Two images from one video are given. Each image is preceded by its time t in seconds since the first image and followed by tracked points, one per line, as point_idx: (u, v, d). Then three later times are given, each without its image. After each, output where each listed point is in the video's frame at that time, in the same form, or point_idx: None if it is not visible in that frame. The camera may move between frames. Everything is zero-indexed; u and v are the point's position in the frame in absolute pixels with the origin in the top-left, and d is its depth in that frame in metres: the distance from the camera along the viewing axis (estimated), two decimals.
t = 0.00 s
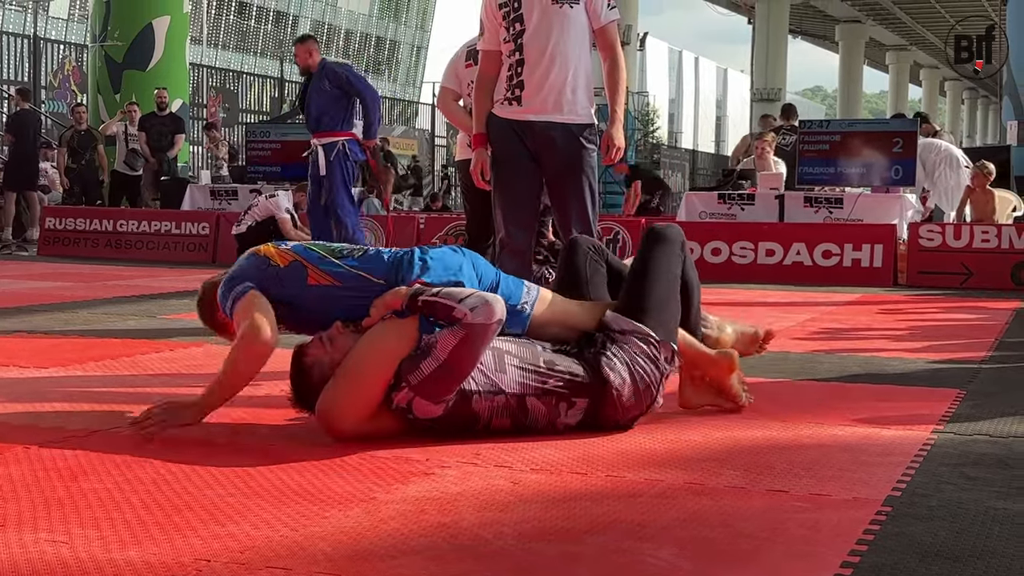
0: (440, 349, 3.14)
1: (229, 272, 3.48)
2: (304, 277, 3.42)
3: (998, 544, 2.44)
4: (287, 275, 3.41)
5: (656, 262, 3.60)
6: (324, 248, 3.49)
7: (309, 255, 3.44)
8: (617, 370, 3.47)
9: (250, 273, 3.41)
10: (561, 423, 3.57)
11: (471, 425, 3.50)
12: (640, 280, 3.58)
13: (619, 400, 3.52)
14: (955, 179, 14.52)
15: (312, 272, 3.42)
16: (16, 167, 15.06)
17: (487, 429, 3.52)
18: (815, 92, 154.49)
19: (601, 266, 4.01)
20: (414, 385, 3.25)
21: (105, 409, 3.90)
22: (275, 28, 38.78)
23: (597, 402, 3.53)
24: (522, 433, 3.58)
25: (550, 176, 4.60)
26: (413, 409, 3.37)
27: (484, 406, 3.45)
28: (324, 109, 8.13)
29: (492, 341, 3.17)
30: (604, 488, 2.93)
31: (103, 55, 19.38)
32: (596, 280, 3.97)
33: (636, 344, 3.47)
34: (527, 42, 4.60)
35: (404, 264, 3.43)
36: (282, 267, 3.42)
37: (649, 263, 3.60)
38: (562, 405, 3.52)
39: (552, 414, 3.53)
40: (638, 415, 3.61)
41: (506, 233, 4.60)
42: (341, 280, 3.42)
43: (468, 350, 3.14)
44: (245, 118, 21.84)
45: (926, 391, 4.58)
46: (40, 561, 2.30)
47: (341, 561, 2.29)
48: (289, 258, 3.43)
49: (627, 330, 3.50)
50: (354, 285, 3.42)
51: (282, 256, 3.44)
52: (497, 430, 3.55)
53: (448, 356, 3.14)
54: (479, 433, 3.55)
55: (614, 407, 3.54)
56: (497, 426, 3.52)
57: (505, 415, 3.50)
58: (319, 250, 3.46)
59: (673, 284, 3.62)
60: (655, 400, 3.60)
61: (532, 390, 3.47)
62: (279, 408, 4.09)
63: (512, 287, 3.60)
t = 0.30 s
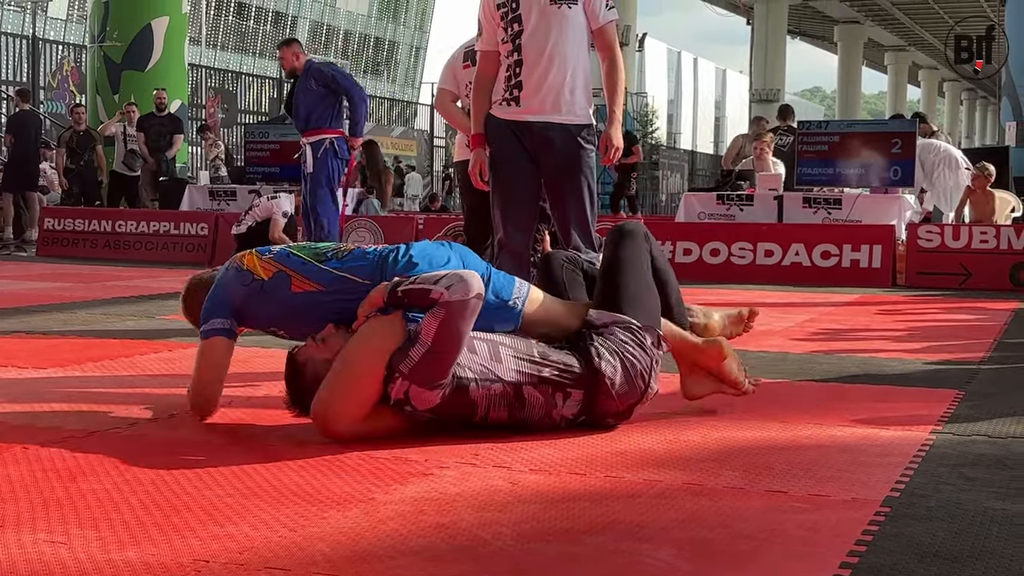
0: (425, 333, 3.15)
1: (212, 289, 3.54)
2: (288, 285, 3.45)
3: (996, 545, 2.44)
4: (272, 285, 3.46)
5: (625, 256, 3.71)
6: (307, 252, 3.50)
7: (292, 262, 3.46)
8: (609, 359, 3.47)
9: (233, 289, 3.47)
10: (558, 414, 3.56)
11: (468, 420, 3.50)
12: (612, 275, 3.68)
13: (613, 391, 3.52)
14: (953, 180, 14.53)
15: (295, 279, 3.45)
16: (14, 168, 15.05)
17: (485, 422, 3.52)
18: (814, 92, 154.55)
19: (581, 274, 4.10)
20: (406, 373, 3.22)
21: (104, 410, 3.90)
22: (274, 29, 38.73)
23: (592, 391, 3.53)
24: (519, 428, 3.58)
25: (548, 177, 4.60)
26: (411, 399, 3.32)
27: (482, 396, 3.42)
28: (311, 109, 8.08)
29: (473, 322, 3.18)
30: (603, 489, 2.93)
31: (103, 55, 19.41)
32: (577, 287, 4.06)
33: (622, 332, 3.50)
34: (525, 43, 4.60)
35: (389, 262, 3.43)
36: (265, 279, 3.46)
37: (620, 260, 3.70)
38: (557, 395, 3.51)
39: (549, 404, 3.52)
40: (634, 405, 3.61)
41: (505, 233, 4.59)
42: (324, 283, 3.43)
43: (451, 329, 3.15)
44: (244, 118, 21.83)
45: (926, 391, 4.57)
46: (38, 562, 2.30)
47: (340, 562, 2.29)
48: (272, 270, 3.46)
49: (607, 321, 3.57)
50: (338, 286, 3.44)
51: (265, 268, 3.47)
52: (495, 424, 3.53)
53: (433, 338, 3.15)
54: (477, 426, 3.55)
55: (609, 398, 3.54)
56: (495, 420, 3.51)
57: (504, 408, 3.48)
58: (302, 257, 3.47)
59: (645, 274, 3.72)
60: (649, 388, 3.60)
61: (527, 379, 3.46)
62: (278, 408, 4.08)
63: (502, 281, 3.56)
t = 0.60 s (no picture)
0: (418, 323, 3.17)
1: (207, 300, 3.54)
2: (286, 291, 3.46)
3: (996, 545, 2.44)
4: (268, 292, 3.46)
5: (619, 256, 3.64)
6: (303, 261, 3.53)
7: (288, 271, 3.48)
8: (607, 359, 3.47)
9: (229, 297, 3.47)
10: (555, 413, 3.55)
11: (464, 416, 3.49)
12: (606, 276, 3.61)
13: (610, 391, 3.52)
14: (952, 180, 14.55)
15: (293, 285, 3.45)
16: (13, 168, 15.05)
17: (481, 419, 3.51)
18: (814, 92, 154.58)
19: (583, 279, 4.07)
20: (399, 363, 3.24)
21: (103, 411, 3.91)
22: (273, 29, 38.72)
23: (591, 392, 3.52)
24: (516, 427, 3.57)
25: (547, 177, 4.60)
26: (405, 389, 3.33)
27: (478, 389, 3.41)
28: (298, 106, 8.09)
29: (465, 310, 3.19)
30: (602, 489, 2.93)
31: (102, 56, 19.42)
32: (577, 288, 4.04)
33: (619, 332, 3.50)
34: (523, 44, 4.60)
35: (384, 261, 3.49)
36: (262, 287, 3.47)
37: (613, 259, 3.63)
38: (554, 393, 3.50)
39: (546, 403, 3.52)
40: (631, 406, 3.61)
41: (503, 233, 4.59)
42: (322, 286, 3.45)
43: (442, 317, 3.16)
44: (243, 119, 21.85)
45: (925, 392, 4.58)
46: (38, 562, 2.30)
47: (339, 563, 2.30)
48: (268, 278, 3.48)
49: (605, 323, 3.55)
50: (334, 286, 3.46)
51: (261, 277, 3.49)
52: (491, 421, 3.53)
53: (425, 327, 3.17)
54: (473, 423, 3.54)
55: (607, 397, 3.53)
56: (491, 417, 3.50)
57: (500, 405, 3.47)
58: (297, 265, 3.50)
59: (640, 273, 3.65)
60: (649, 388, 3.60)
61: (524, 375, 3.45)
62: (277, 409, 4.09)
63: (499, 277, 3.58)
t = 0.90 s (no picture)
0: (413, 323, 3.18)
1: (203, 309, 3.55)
2: (282, 297, 3.47)
3: (995, 545, 2.44)
4: (265, 299, 3.48)
5: (618, 257, 3.63)
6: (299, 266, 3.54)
7: (284, 276, 3.50)
8: (610, 363, 3.47)
9: (227, 305, 3.49)
10: (555, 418, 3.56)
11: (465, 421, 3.50)
12: (606, 278, 3.61)
13: (614, 394, 3.53)
14: (951, 180, 14.57)
15: (290, 291, 3.47)
16: (12, 168, 15.05)
17: (482, 425, 3.52)
18: (813, 92, 154.58)
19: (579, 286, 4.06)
20: (393, 363, 3.24)
21: (103, 411, 3.91)
22: (273, 30, 38.75)
23: (592, 396, 3.52)
24: (515, 433, 3.58)
25: (546, 177, 4.60)
26: (401, 390, 3.33)
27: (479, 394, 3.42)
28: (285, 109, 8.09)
29: (459, 312, 3.20)
30: (601, 489, 2.93)
31: (102, 56, 19.43)
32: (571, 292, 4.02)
33: (622, 335, 3.49)
34: (522, 44, 4.60)
35: (382, 261, 3.49)
36: (259, 294, 3.49)
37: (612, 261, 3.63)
38: (554, 398, 3.51)
39: (546, 409, 3.52)
40: (631, 409, 3.61)
41: (502, 234, 4.59)
42: (318, 289, 3.46)
43: (436, 318, 3.17)
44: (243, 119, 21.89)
45: (924, 392, 4.58)
46: (38, 562, 2.30)
47: (339, 563, 2.30)
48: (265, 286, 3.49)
49: (606, 324, 3.55)
50: (331, 289, 3.47)
51: (258, 285, 3.51)
52: (491, 427, 3.53)
53: (420, 329, 3.17)
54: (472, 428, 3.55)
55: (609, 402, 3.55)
56: (491, 422, 3.51)
57: (500, 412, 3.48)
58: (293, 270, 3.51)
59: (638, 274, 3.64)
60: (649, 387, 3.60)
61: (523, 382, 3.45)
62: (277, 409, 4.09)
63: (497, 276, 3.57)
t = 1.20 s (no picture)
0: (443, 283, 3.22)
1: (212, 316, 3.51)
2: (296, 289, 3.45)
3: (995, 546, 2.44)
4: (278, 294, 3.45)
5: (590, 255, 3.74)
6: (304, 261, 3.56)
7: (292, 271, 3.50)
8: (600, 339, 3.49)
9: (240, 309, 3.47)
10: (559, 400, 3.55)
11: (473, 401, 3.47)
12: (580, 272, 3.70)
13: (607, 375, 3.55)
14: (951, 180, 14.59)
15: (302, 282, 3.45)
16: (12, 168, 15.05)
17: (490, 405, 3.49)
18: (814, 92, 154.61)
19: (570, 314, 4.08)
20: (421, 320, 3.23)
21: (103, 411, 3.91)
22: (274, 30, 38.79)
23: (591, 373, 3.55)
24: (520, 417, 3.56)
25: (546, 177, 4.60)
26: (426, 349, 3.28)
27: (494, 367, 3.39)
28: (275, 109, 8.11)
29: (489, 270, 3.27)
30: (601, 489, 2.94)
31: (102, 56, 19.44)
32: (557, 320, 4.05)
33: (604, 317, 3.54)
34: (521, 44, 4.60)
35: (394, 242, 3.52)
36: (269, 291, 3.47)
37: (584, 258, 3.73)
38: (561, 375, 3.52)
39: (554, 387, 3.52)
40: (629, 389, 3.64)
41: (503, 234, 4.60)
42: (331, 276, 3.46)
43: (468, 275, 3.22)
44: (244, 120, 21.93)
45: (924, 392, 4.59)
46: (38, 562, 2.30)
47: (339, 563, 2.30)
48: (275, 282, 3.48)
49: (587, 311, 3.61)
50: (344, 274, 3.47)
51: (267, 283, 3.50)
52: (498, 409, 3.51)
53: (452, 286, 3.21)
54: (477, 412, 3.53)
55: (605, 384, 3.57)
56: (499, 401, 3.48)
57: (510, 387, 3.46)
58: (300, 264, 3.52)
59: (611, 269, 3.75)
60: (644, 364, 3.65)
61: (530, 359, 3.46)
62: (277, 409, 4.10)
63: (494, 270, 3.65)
